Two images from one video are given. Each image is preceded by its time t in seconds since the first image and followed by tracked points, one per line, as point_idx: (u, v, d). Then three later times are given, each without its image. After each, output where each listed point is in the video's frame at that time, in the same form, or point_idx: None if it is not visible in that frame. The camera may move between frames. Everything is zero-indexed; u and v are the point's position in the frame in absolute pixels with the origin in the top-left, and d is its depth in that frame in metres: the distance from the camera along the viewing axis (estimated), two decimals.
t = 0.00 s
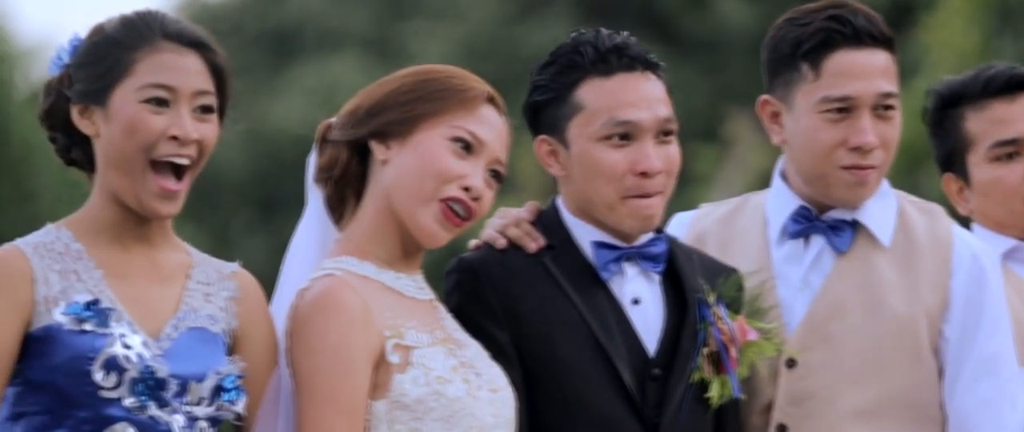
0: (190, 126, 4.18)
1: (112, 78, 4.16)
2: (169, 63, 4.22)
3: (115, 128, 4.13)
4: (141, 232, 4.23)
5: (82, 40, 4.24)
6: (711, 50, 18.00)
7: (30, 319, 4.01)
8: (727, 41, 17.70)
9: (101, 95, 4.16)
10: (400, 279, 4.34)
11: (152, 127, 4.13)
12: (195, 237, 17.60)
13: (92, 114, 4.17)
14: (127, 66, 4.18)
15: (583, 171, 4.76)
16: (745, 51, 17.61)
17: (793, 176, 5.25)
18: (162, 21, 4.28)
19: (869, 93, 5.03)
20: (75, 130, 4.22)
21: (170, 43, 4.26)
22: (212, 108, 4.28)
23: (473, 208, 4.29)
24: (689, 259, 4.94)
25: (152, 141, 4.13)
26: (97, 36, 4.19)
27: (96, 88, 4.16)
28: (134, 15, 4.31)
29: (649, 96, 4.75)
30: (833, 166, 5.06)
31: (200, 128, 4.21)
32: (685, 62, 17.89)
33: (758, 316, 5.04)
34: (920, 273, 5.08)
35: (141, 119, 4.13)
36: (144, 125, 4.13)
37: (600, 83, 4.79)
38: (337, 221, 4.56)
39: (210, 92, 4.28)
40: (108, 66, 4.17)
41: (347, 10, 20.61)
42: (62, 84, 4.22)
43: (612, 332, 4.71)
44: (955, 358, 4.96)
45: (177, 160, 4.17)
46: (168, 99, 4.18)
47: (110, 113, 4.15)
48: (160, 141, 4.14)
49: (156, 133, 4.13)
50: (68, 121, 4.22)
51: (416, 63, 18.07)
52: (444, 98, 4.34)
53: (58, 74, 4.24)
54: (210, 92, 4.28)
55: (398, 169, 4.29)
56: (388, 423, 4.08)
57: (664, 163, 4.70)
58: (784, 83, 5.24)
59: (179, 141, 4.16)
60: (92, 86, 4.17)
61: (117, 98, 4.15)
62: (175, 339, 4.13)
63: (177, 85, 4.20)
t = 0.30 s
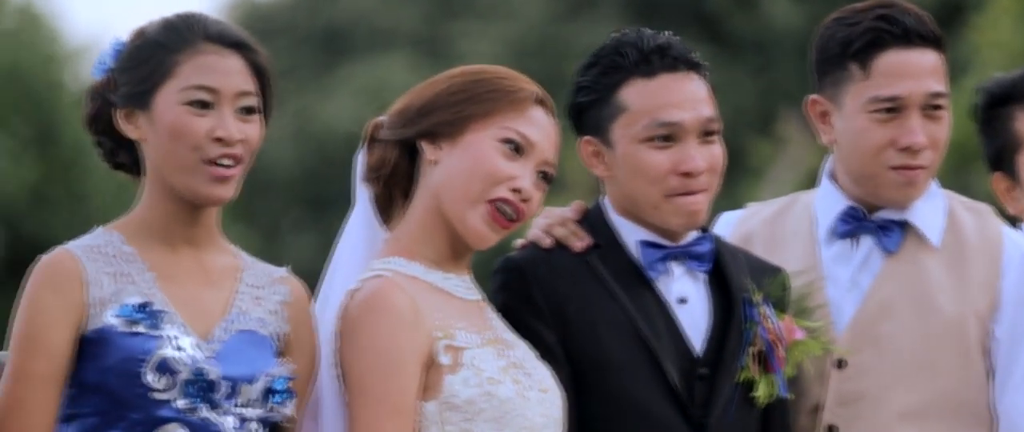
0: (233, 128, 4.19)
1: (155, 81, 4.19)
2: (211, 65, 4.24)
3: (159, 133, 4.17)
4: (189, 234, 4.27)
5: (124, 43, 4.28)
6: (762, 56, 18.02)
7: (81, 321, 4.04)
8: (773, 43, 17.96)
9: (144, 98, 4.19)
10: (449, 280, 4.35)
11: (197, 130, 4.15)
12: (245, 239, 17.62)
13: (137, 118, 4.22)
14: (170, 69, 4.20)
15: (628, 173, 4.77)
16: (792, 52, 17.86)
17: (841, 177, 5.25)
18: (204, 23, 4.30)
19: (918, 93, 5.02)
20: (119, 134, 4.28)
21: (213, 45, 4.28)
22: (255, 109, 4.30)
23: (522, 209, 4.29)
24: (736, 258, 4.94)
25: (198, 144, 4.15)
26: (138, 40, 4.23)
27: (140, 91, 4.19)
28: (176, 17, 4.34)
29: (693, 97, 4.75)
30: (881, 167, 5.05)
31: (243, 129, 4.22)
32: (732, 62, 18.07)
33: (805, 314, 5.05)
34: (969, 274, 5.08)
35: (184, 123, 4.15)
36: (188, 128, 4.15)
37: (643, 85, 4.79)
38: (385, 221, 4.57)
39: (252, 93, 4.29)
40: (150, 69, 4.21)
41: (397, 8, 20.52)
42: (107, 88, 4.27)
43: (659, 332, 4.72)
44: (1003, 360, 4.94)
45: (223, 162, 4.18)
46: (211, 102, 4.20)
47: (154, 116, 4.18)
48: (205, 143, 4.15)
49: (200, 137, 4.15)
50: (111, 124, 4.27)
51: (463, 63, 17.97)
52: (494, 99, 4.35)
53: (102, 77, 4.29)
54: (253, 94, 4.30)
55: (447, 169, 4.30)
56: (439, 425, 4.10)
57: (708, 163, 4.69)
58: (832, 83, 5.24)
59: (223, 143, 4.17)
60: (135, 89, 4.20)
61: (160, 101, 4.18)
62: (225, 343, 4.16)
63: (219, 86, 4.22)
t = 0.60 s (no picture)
0: (296, 130, 4.26)
1: (219, 84, 4.28)
2: (274, 67, 4.32)
3: (222, 134, 4.25)
4: (251, 234, 4.37)
5: (186, 44, 4.39)
6: (817, 50, 18.08)
7: (148, 318, 4.16)
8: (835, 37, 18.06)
9: (206, 100, 4.29)
10: (507, 279, 4.37)
11: (258, 132, 4.23)
12: (305, 232, 17.73)
13: (199, 119, 4.31)
14: (235, 70, 4.30)
15: (685, 174, 4.78)
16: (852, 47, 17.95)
17: (899, 175, 5.25)
18: (267, 25, 4.40)
19: (976, 91, 5.02)
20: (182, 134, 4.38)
21: (276, 48, 4.38)
22: (316, 112, 4.37)
23: (579, 209, 4.31)
24: (793, 257, 4.95)
25: (261, 146, 4.23)
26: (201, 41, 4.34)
27: (203, 92, 4.29)
28: (239, 18, 4.45)
29: (749, 97, 4.76)
30: (939, 165, 5.05)
31: (306, 131, 4.29)
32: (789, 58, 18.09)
33: (862, 314, 5.10)
34: None
35: (246, 125, 4.23)
36: (251, 130, 4.23)
37: (698, 85, 4.80)
38: (443, 218, 4.59)
39: (314, 95, 4.36)
40: (213, 71, 4.31)
41: (452, 8, 20.85)
42: (170, 87, 4.37)
43: (717, 330, 4.73)
44: None
45: (287, 162, 4.25)
46: (273, 104, 4.28)
47: (217, 118, 4.27)
48: (268, 146, 4.23)
49: (263, 138, 4.22)
50: (174, 123, 4.38)
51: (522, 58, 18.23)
52: (553, 97, 4.37)
53: (165, 77, 4.40)
54: (316, 96, 4.37)
55: (506, 168, 4.32)
56: (499, 423, 4.12)
57: (765, 162, 4.70)
58: (890, 81, 5.25)
59: (285, 146, 4.24)
60: (199, 90, 4.30)
61: (223, 102, 4.27)
62: (290, 339, 4.25)
63: (282, 89, 4.30)
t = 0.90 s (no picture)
0: (354, 131, 4.55)
1: (281, 84, 4.64)
2: (335, 69, 4.65)
3: (283, 134, 4.59)
4: (305, 232, 4.75)
5: (252, 46, 4.77)
6: (872, 47, 17.94)
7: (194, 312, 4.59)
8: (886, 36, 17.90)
9: (268, 100, 4.65)
10: (557, 277, 4.38)
11: (318, 132, 4.53)
12: (360, 232, 17.86)
13: (260, 119, 4.68)
14: (297, 73, 4.64)
15: (734, 176, 4.78)
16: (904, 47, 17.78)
17: (951, 174, 5.24)
18: (330, 28, 4.74)
19: None
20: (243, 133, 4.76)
21: (338, 51, 4.70)
22: (377, 115, 4.66)
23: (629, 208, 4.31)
24: (844, 258, 4.95)
25: (320, 146, 4.53)
26: (267, 43, 4.70)
27: (266, 94, 4.66)
28: (305, 21, 4.79)
29: (798, 96, 4.76)
30: (991, 164, 5.03)
31: (365, 133, 4.58)
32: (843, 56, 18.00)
33: (912, 316, 5.09)
34: None
35: (307, 125, 4.55)
36: (312, 131, 4.54)
37: (745, 86, 4.80)
38: (492, 217, 4.58)
39: (375, 100, 4.66)
40: (276, 73, 4.67)
41: (508, 8, 20.80)
42: (235, 88, 4.77)
43: (769, 330, 4.73)
44: None
45: (345, 163, 4.54)
46: (333, 106, 4.59)
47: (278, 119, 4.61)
48: (326, 146, 4.53)
49: (322, 139, 4.53)
50: (238, 124, 4.76)
51: (574, 58, 18.26)
52: (603, 96, 4.37)
53: (230, 79, 4.80)
54: (376, 100, 4.67)
55: (557, 166, 4.32)
56: (549, 422, 4.12)
57: (815, 161, 4.70)
58: (941, 80, 5.23)
59: (342, 146, 4.53)
60: (262, 91, 4.67)
61: (286, 103, 4.61)
62: (332, 336, 4.63)
63: (342, 91, 4.61)
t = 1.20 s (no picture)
0: (405, 129, 4.47)
1: (332, 82, 4.55)
2: (385, 67, 4.55)
3: (334, 130, 4.50)
4: (356, 231, 4.64)
5: (307, 46, 4.67)
6: (920, 46, 17.90)
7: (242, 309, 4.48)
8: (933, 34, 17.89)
9: (320, 98, 4.56)
10: (603, 277, 4.37)
11: (368, 128, 4.45)
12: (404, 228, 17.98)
13: (313, 117, 4.59)
14: (349, 71, 4.55)
15: (786, 175, 4.76)
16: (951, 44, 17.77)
17: (1000, 172, 5.21)
18: (384, 29, 4.63)
19: None
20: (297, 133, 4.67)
21: (390, 49, 4.61)
22: (429, 114, 4.58)
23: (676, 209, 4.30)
24: (892, 259, 4.93)
25: (370, 142, 4.45)
26: (320, 43, 4.61)
27: (317, 91, 4.57)
28: (361, 22, 4.70)
29: (851, 96, 4.74)
30: None
31: (416, 132, 4.50)
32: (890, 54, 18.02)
33: (961, 318, 5.06)
34: None
35: (358, 121, 4.47)
36: (361, 127, 4.46)
37: (800, 85, 4.78)
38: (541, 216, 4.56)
39: (427, 98, 4.57)
40: (328, 71, 4.57)
41: (554, 7, 20.88)
42: (289, 88, 4.67)
43: (817, 330, 4.71)
44: None
45: (393, 161, 4.46)
46: (384, 103, 4.50)
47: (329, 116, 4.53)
48: (375, 142, 4.44)
49: (371, 135, 4.45)
50: (289, 125, 4.68)
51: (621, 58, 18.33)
52: (649, 95, 4.36)
53: (285, 80, 4.71)
54: (428, 99, 4.58)
55: (604, 165, 4.31)
56: (595, 422, 4.11)
57: (867, 162, 4.67)
58: (989, 79, 5.21)
59: (393, 143, 4.45)
60: (313, 89, 4.58)
61: (337, 101, 4.52)
62: (379, 336, 4.50)
63: (393, 89, 4.52)
